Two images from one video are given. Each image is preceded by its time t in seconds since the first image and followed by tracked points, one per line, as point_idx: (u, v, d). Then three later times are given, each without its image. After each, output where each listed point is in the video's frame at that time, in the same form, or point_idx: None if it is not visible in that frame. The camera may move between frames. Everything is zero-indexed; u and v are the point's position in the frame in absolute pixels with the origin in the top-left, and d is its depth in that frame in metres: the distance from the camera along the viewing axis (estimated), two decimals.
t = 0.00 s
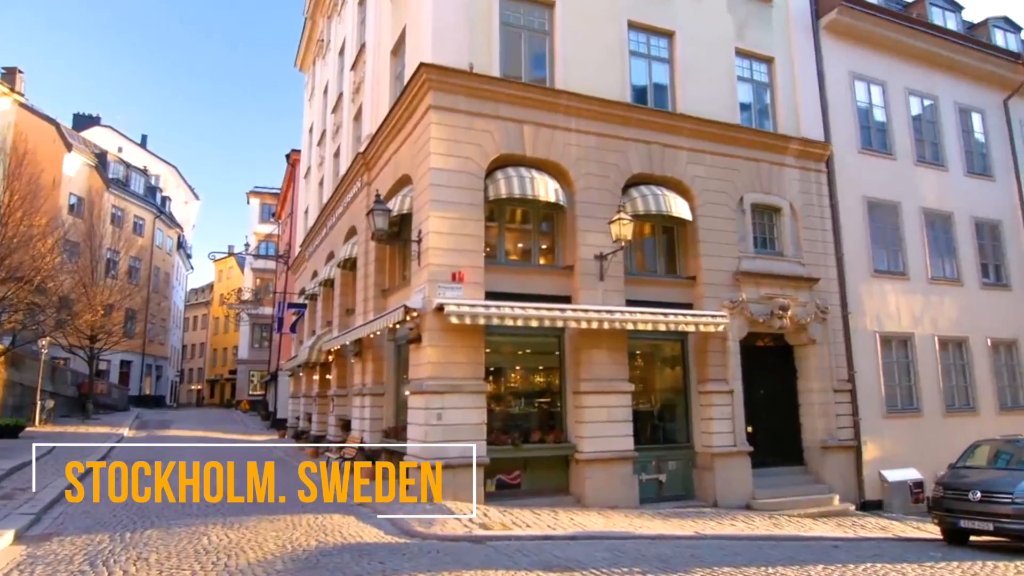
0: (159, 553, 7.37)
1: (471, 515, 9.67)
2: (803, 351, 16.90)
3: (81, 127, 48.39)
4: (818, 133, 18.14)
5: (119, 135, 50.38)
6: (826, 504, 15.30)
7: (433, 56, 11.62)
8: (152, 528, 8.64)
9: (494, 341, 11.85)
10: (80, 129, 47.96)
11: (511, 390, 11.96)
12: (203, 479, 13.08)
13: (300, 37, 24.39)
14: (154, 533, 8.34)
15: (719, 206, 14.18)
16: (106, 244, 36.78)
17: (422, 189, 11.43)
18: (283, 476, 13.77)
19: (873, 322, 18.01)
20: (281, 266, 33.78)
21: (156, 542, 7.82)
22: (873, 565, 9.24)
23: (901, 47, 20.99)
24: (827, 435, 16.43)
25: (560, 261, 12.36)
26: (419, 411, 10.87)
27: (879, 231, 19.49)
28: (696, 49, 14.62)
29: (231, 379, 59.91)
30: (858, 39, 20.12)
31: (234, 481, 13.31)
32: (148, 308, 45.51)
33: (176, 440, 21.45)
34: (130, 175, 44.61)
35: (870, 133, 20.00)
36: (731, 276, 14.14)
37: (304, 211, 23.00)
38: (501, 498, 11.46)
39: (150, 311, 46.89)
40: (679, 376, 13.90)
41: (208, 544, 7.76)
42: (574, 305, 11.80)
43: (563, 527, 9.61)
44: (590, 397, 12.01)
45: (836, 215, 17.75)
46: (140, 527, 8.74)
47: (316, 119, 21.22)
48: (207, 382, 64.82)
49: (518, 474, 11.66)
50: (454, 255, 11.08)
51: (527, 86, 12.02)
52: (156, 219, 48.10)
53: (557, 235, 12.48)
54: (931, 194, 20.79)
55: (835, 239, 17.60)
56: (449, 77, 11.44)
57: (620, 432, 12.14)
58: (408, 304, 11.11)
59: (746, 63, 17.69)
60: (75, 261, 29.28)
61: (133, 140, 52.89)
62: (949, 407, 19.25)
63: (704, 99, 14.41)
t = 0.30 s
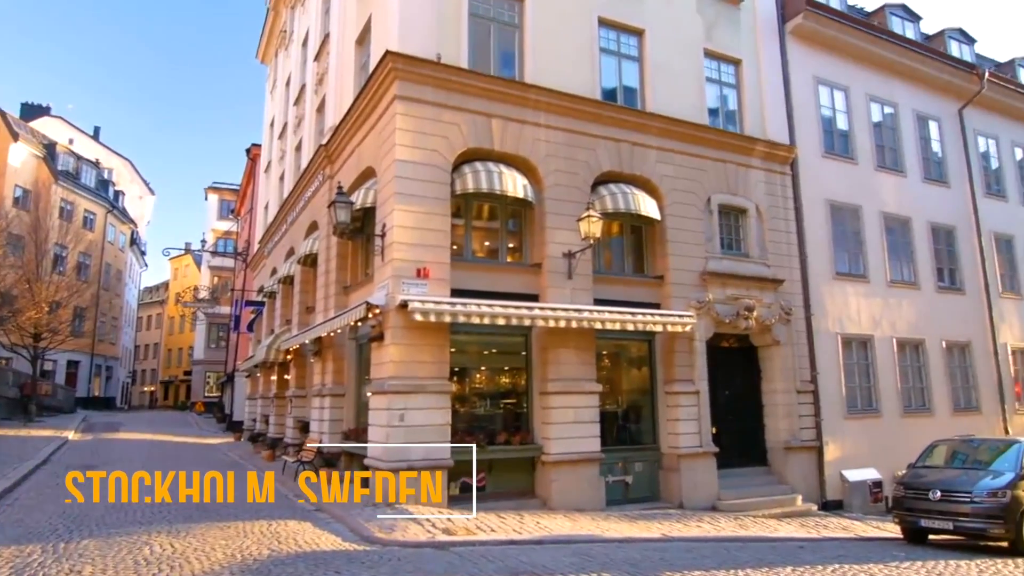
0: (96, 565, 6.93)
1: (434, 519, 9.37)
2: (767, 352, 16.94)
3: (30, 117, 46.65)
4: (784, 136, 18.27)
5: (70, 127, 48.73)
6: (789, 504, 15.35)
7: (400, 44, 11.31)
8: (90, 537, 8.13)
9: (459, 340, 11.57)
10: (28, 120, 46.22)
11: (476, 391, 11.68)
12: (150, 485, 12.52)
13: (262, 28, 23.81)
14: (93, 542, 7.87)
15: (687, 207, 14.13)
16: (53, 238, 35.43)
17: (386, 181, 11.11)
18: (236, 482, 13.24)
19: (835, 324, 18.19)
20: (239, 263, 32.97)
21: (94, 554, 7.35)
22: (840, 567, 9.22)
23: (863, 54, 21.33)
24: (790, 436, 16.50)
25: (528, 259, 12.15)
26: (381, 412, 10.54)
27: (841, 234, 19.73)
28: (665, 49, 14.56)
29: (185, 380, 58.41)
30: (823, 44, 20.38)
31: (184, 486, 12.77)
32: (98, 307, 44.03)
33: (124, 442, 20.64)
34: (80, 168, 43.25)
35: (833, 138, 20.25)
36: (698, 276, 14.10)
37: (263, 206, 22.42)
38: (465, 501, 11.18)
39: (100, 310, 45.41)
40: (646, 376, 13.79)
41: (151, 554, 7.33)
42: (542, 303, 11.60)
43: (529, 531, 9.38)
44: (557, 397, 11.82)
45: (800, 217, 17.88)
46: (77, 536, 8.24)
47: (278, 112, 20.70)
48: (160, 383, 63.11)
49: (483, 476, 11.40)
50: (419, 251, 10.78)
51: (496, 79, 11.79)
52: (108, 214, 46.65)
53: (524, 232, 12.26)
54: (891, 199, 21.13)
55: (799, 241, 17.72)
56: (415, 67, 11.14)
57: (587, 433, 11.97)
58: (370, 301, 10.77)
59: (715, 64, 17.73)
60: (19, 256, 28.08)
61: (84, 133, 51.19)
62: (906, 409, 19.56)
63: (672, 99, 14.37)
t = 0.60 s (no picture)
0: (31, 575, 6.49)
1: (397, 522, 9.07)
2: (733, 350, 16.97)
3: None
4: (750, 136, 18.36)
5: (18, 114, 46.96)
6: (753, 502, 15.38)
7: (366, 30, 10.99)
8: (25, 546, 7.65)
9: (426, 337, 11.29)
10: None
11: (441, 389, 11.41)
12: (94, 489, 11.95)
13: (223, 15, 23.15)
14: (29, 551, 7.40)
15: (655, 205, 14.06)
16: None
17: (350, 171, 10.78)
18: (188, 485, 12.73)
19: (798, 323, 18.34)
20: (196, 258, 32.09)
21: (28, 564, 6.89)
22: (807, 565, 9.19)
23: (827, 59, 21.62)
24: (754, 434, 16.56)
25: (496, 254, 11.93)
26: (343, 411, 10.20)
27: (804, 235, 19.91)
28: (636, 45, 14.48)
29: (138, 379, 56.83)
30: (788, 47, 20.59)
31: (132, 489, 12.22)
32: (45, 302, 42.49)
33: (70, 443, 19.81)
34: (27, 157, 41.64)
35: (798, 140, 20.44)
36: (666, 275, 14.04)
37: (221, 198, 21.78)
38: (430, 503, 10.91)
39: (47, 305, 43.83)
40: (614, 375, 13.68)
41: (92, 563, 6.92)
42: (510, 299, 11.39)
43: (496, 533, 9.15)
44: (524, 395, 11.63)
45: (766, 217, 17.98)
46: (12, 544, 7.75)
47: (238, 101, 20.13)
48: (112, 382, 61.31)
49: (448, 477, 11.15)
50: (383, 244, 10.47)
51: (465, 70, 11.53)
52: (56, 206, 45.06)
53: (493, 227, 12.04)
54: (852, 201, 21.43)
55: (764, 241, 17.82)
56: (382, 54, 10.83)
57: (555, 432, 11.82)
58: (332, 295, 10.43)
59: (684, 63, 17.72)
60: None
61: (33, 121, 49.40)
62: (865, 407, 19.85)
63: (642, 96, 14.29)
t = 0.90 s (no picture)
0: None
1: (350, 528, 8.68)
2: (690, 349, 16.96)
3: None
4: (710, 137, 18.43)
5: None
6: (710, 502, 15.37)
7: (323, 13, 10.58)
8: None
9: (381, 335, 10.91)
10: None
11: (397, 389, 11.05)
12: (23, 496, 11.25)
13: None
14: None
15: (616, 202, 13.93)
16: None
17: (303, 159, 10.34)
18: (126, 492, 12.08)
19: (754, 323, 18.47)
20: (139, 253, 30.91)
21: None
22: (768, 565, 9.12)
23: (784, 63, 21.92)
24: (711, 433, 16.58)
25: (456, 250, 11.63)
26: (293, 411, 9.76)
27: (760, 236, 20.09)
28: (598, 42, 14.35)
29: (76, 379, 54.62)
30: (746, 51, 20.80)
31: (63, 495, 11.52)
32: None
33: None
34: None
35: (755, 142, 20.63)
36: (627, 273, 13.94)
37: (167, 190, 20.95)
38: (385, 506, 10.53)
39: None
40: (574, 374, 13.50)
41: None
42: (469, 296, 11.10)
43: (453, 537, 8.84)
44: (483, 395, 11.36)
45: (724, 217, 18.06)
46: None
47: (186, 89, 19.37)
48: (48, 383, 58.80)
49: (404, 480, 10.78)
50: (337, 236, 10.07)
51: (426, 58, 11.20)
52: None
53: (452, 222, 11.74)
54: (806, 204, 21.76)
55: (722, 241, 17.88)
56: (340, 38, 10.44)
57: (514, 432, 11.57)
58: (282, 288, 9.99)
59: (646, 62, 17.68)
60: None
61: None
62: (817, 406, 20.13)
63: (604, 93, 14.18)
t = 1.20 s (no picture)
0: None
1: (305, 533, 8.32)
2: (654, 349, 16.92)
3: None
4: (674, 136, 18.45)
5: None
6: (673, 501, 15.33)
7: None
8: None
9: (340, 332, 10.56)
10: None
11: (356, 388, 10.70)
12: None
13: None
14: None
15: (582, 200, 13.80)
16: None
17: (259, 146, 9.93)
18: (65, 497, 11.48)
19: (716, 323, 18.54)
20: (84, 247, 29.75)
21: None
22: (733, 565, 9.05)
23: (747, 66, 22.11)
24: (673, 433, 16.56)
25: (419, 244, 11.34)
26: (246, 410, 9.34)
27: (722, 237, 20.18)
28: (565, 37, 14.20)
29: (16, 379, 52.44)
30: (711, 53, 20.92)
31: None
32: None
33: None
34: None
35: (718, 143, 20.74)
36: (592, 271, 13.82)
37: (115, 180, 20.15)
38: (343, 510, 10.17)
39: None
40: (538, 373, 13.30)
41: None
42: (432, 291, 10.81)
43: (413, 541, 8.54)
44: (446, 393, 11.08)
45: (688, 217, 18.07)
46: None
47: (136, 75, 18.65)
48: None
49: (363, 482, 10.44)
50: (295, 227, 9.69)
51: (390, 45, 10.88)
52: None
53: (415, 216, 11.44)
54: (766, 206, 21.98)
55: (685, 240, 17.88)
56: (300, 21, 10.06)
57: (476, 432, 11.32)
58: (235, 281, 9.56)
59: (612, 60, 17.61)
60: None
61: None
62: (775, 406, 20.33)
63: (571, 88, 14.04)
